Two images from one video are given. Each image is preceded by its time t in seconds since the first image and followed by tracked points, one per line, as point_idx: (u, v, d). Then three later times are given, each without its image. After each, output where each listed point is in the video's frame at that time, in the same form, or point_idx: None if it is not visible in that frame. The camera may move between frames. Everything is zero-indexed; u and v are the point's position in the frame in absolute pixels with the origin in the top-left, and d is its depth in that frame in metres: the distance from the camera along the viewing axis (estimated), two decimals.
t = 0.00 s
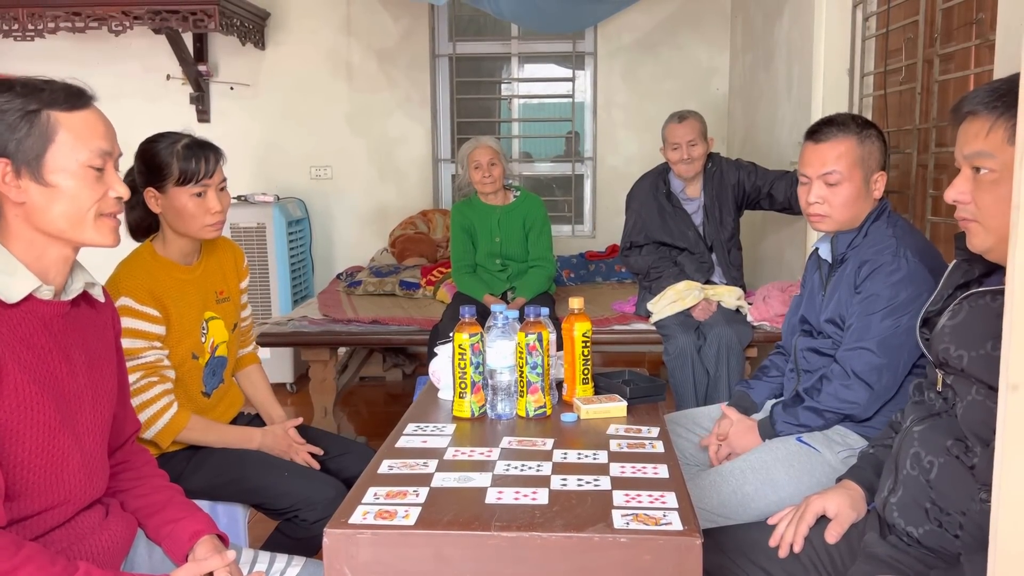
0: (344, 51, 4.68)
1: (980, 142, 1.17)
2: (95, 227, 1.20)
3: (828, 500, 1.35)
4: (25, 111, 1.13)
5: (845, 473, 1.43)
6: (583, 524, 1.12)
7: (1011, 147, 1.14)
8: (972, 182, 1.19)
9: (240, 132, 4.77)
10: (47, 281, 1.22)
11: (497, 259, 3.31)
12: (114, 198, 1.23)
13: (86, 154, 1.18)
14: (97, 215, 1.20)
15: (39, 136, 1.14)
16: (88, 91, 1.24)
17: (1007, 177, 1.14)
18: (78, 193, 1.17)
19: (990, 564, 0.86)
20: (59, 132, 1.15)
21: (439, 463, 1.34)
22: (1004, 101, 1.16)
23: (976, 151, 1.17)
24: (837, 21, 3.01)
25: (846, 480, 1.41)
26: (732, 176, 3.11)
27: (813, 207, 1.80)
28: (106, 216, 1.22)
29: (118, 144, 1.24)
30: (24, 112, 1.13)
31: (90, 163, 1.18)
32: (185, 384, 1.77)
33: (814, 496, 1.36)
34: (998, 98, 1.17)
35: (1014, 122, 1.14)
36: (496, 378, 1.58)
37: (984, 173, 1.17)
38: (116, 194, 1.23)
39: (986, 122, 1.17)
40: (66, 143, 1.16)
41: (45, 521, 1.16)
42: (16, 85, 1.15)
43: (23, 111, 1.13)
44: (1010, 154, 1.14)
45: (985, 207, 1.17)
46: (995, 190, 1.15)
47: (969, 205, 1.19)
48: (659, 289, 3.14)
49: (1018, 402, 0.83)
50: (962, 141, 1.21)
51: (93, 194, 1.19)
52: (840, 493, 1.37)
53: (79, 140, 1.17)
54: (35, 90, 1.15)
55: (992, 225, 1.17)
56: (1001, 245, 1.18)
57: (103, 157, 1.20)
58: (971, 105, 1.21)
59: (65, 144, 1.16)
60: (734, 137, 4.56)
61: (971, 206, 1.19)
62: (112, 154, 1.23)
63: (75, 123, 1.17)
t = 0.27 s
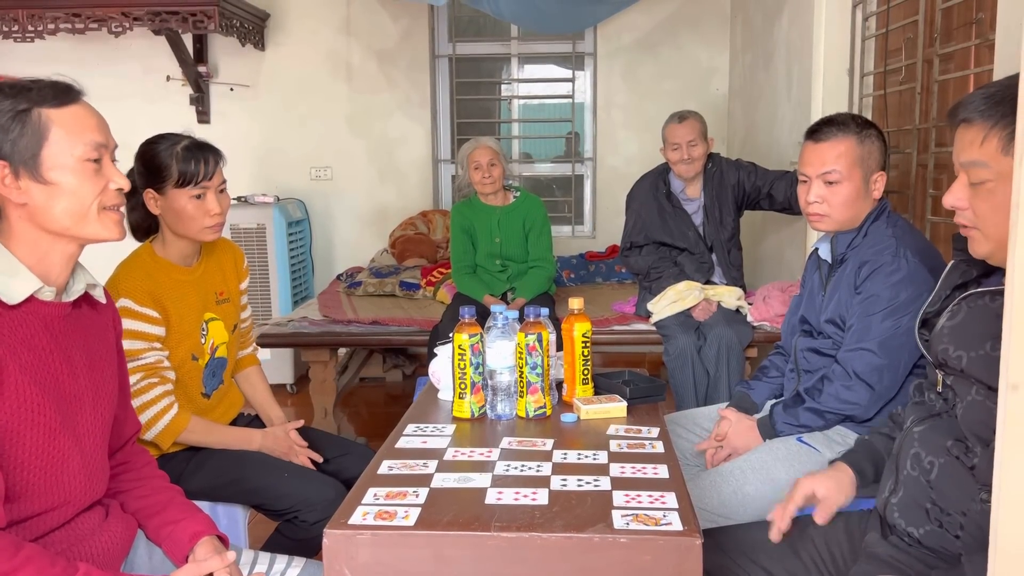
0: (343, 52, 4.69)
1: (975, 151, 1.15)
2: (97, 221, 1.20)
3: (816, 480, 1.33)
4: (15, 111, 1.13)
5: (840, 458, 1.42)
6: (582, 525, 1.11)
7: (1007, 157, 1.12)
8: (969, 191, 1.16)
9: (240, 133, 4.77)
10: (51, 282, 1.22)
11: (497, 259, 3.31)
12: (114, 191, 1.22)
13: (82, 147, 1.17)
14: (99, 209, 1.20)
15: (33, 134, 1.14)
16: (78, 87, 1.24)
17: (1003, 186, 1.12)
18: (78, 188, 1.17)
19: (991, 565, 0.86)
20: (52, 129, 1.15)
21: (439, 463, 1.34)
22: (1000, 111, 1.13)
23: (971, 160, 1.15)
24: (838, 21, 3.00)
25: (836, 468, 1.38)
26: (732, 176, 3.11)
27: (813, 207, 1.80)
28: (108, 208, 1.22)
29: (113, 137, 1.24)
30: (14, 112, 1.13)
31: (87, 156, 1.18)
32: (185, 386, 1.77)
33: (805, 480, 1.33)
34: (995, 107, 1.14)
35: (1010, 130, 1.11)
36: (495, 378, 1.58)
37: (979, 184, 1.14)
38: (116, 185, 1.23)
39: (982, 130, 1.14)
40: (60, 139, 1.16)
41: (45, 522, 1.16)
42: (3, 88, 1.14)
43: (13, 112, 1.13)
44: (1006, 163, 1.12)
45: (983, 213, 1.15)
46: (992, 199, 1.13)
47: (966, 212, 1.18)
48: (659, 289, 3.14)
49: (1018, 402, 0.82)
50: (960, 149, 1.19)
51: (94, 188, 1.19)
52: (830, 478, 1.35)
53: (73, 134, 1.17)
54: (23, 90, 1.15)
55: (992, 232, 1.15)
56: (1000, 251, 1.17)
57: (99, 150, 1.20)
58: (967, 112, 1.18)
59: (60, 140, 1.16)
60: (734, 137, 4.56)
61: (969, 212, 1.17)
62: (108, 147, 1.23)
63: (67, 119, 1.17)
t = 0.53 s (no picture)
0: (343, 53, 4.69)
1: (971, 157, 1.14)
2: (94, 228, 1.20)
3: (754, 412, 1.39)
4: (19, 115, 1.13)
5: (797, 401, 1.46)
6: (582, 526, 1.11)
7: (1004, 164, 1.11)
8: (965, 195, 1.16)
9: (240, 134, 4.77)
10: (46, 285, 1.22)
11: (497, 261, 3.31)
12: (113, 199, 1.23)
13: (82, 155, 1.17)
14: (96, 216, 1.20)
15: (35, 139, 1.14)
16: (82, 92, 1.24)
17: (1000, 193, 1.12)
18: (78, 195, 1.17)
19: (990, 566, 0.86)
20: (54, 135, 1.15)
21: (439, 465, 1.34)
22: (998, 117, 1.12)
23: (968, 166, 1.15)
24: (837, 21, 3.00)
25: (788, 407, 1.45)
26: (732, 177, 3.11)
27: (812, 207, 1.80)
28: (106, 216, 1.22)
29: (115, 145, 1.24)
30: (19, 116, 1.13)
31: (87, 163, 1.18)
32: (185, 388, 1.77)
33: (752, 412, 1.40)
34: (992, 113, 1.13)
35: (1007, 137, 1.10)
36: (495, 379, 1.58)
37: (976, 190, 1.14)
38: (115, 194, 1.22)
39: (977, 138, 1.13)
40: (62, 145, 1.16)
41: (42, 524, 1.16)
42: (10, 89, 1.14)
43: (17, 115, 1.13)
44: (1002, 171, 1.11)
45: (980, 220, 1.15)
46: (989, 206, 1.13)
47: (963, 217, 1.18)
48: (659, 290, 3.14)
49: (1017, 403, 0.82)
50: (955, 154, 1.18)
51: (92, 195, 1.19)
52: (773, 413, 1.40)
53: (74, 141, 1.17)
54: (29, 94, 1.15)
55: (987, 238, 1.15)
56: (995, 256, 1.17)
57: (99, 157, 1.20)
58: (962, 119, 1.17)
59: (62, 147, 1.16)
60: (734, 138, 4.56)
61: (966, 217, 1.17)
62: (108, 155, 1.23)
63: (71, 125, 1.17)
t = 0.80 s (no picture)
0: (343, 55, 4.69)
1: (960, 164, 1.14)
2: (87, 234, 1.20)
3: (722, 416, 1.38)
4: (19, 118, 1.13)
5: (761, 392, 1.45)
6: (580, 527, 1.11)
7: (994, 170, 1.11)
8: (957, 201, 1.16)
9: (240, 136, 4.77)
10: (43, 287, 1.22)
11: (496, 262, 3.31)
12: (108, 207, 1.22)
13: (81, 161, 1.18)
14: (90, 222, 1.20)
15: (34, 143, 1.14)
16: (83, 96, 1.24)
17: (992, 197, 1.11)
18: (72, 201, 1.17)
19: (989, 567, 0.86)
20: (54, 140, 1.15)
21: (438, 466, 1.34)
22: (987, 122, 1.12)
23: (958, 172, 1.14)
24: (836, 23, 3.01)
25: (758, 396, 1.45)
26: (731, 178, 3.11)
27: (811, 209, 1.81)
28: (99, 223, 1.22)
29: (114, 152, 1.24)
30: (18, 119, 1.13)
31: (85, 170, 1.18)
32: (183, 391, 1.77)
33: (715, 407, 1.39)
34: (980, 118, 1.13)
35: (997, 143, 1.10)
36: (494, 381, 1.58)
37: (967, 195, 1.14)
38: (110, 202, 1.23)
39: (966, 144, 1.13)
40: (61, 151, 1.16)
41: (42, 525, 1.16)
42: (10, 91, 1.14)
43: (17, 119, 1.13)
44: (992, 176, 1.11)
45: (973, 225, 1.15)
46: (981, 211, 1.13)
47: (956, 222, 1.17)
48: (658, 291, 3.14)
49: (1016, 404, 0.82)
50: (945, 162, 1.18)
51: (87, 202, 1.19)
52: (737, 416, 1.39)
53: (74, 147, 1.17)
54: (30, 97, 1.15)
55: (983, 244, 1.15)
56: (990, 262, 1.16)
57: (98, 165, 1.20)
58: (951, 124, 1.16)
59: (61, 152, 1.16)
60: (734, 140, 4.56)
61: (958, 223, 1.17)
62: (108, 162, 1.23)
63: (70, 131, 1.17)
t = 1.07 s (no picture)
0: (342, 58, 4.69)
1: (952, 169, 1.14)
2: (88, 232, 1.20)
3: (714, 435, 1.37)
4: (11, 120, 1.13)
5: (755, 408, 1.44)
6: (579, 531, 1.11)
7: (986, 175, 1.11)
8: (951, 204, 1.16)
9: (239, 139, 4.77)
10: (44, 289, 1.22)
11: (495, 265, 3.31)
12: (106, 203, 1.23)
13: (75, 160, 1.17)
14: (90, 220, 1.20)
15: (27, 145, 1.14)
16: (73, 96, 1.24)
17: (984, 204, 1.12)
18: (70, 200, 1.17)
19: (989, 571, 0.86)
20: (46, 140, 1.15)
21: (437, 470, 1.34)
22: (980, 125, 1.12)
23: (952, 175, 1.14)
24: (835, 26, 3.01)
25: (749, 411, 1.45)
26: (730, 181, 3.11)
27: (809, 212, 1.82)
28: (99, 220, 1.22)
29: (107, 148, 1.24)
30: (10, 121, 1.13)
31: (79, 168, 1.18)
32: (180, 395, 1.77)
33: (708, 425, 1.38)
34: (975, 123, 1.12)
35: (991, 145, 1.10)
36: (493, 384, 1.59)
37: (962, 198, 1.14)
38: (108, 198, 1.23)
39: (959, 146, 1.13)
40: (54, 150, 1.16)
41: (43, 528, 1.16)
42: None
43: (9, 121, 1.13)
44: (985, 181, 1.11)
45: (966, 230, 1.14)
46: (974, 217, 1.13)
47: (950, 227, 1.17)
48: (657, 294, 3.14)
49: (1015, 407, 0.82)
50: (939, 164, 1.17)
51: (85, 200, 1.19)
52: (728, 437, 1.38)
53: (67, 146, 1.17)
54: (19, 99, 1.14)
55: (976, 247, 1.14)
56: (984, 265, 1.16)
57: (92, 162, 1.20)
58: (945, 129, 1.16)
59: (54, 151, 1.16)
60: (733, 142, 4.56)
61: (952, 228, 1.17)
62: (101, 159, 1.23)
63: (62, 129, 1.17)
